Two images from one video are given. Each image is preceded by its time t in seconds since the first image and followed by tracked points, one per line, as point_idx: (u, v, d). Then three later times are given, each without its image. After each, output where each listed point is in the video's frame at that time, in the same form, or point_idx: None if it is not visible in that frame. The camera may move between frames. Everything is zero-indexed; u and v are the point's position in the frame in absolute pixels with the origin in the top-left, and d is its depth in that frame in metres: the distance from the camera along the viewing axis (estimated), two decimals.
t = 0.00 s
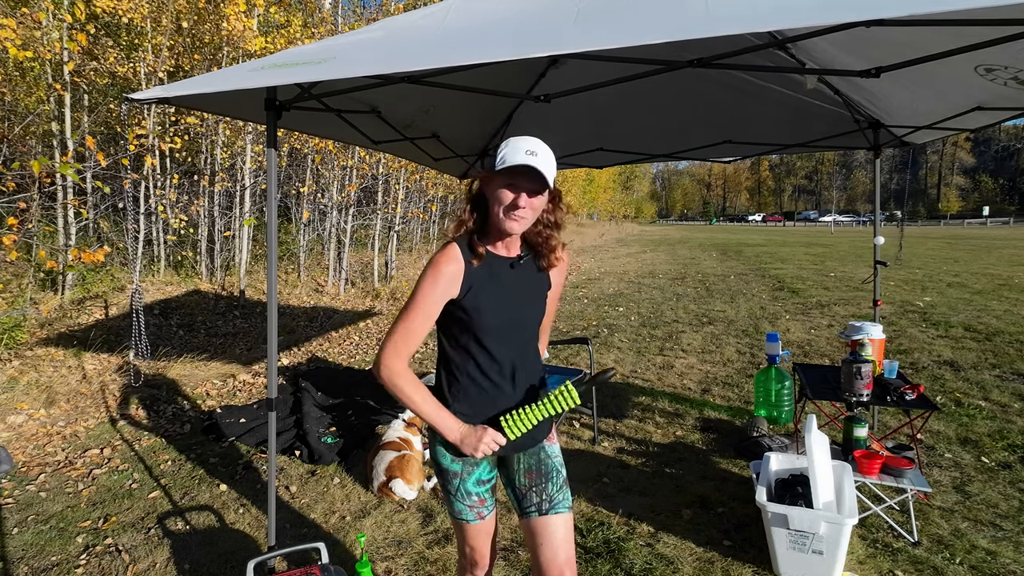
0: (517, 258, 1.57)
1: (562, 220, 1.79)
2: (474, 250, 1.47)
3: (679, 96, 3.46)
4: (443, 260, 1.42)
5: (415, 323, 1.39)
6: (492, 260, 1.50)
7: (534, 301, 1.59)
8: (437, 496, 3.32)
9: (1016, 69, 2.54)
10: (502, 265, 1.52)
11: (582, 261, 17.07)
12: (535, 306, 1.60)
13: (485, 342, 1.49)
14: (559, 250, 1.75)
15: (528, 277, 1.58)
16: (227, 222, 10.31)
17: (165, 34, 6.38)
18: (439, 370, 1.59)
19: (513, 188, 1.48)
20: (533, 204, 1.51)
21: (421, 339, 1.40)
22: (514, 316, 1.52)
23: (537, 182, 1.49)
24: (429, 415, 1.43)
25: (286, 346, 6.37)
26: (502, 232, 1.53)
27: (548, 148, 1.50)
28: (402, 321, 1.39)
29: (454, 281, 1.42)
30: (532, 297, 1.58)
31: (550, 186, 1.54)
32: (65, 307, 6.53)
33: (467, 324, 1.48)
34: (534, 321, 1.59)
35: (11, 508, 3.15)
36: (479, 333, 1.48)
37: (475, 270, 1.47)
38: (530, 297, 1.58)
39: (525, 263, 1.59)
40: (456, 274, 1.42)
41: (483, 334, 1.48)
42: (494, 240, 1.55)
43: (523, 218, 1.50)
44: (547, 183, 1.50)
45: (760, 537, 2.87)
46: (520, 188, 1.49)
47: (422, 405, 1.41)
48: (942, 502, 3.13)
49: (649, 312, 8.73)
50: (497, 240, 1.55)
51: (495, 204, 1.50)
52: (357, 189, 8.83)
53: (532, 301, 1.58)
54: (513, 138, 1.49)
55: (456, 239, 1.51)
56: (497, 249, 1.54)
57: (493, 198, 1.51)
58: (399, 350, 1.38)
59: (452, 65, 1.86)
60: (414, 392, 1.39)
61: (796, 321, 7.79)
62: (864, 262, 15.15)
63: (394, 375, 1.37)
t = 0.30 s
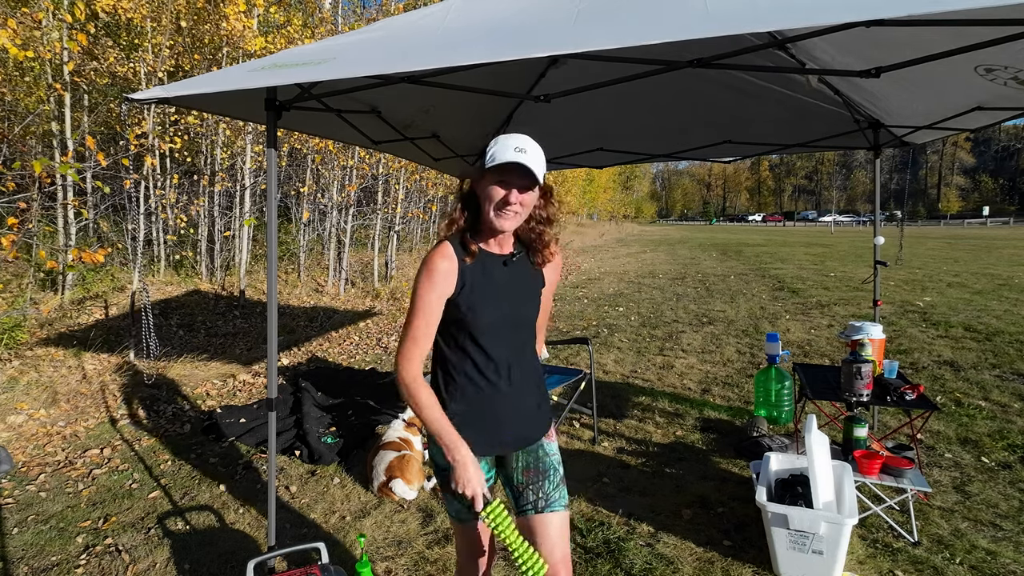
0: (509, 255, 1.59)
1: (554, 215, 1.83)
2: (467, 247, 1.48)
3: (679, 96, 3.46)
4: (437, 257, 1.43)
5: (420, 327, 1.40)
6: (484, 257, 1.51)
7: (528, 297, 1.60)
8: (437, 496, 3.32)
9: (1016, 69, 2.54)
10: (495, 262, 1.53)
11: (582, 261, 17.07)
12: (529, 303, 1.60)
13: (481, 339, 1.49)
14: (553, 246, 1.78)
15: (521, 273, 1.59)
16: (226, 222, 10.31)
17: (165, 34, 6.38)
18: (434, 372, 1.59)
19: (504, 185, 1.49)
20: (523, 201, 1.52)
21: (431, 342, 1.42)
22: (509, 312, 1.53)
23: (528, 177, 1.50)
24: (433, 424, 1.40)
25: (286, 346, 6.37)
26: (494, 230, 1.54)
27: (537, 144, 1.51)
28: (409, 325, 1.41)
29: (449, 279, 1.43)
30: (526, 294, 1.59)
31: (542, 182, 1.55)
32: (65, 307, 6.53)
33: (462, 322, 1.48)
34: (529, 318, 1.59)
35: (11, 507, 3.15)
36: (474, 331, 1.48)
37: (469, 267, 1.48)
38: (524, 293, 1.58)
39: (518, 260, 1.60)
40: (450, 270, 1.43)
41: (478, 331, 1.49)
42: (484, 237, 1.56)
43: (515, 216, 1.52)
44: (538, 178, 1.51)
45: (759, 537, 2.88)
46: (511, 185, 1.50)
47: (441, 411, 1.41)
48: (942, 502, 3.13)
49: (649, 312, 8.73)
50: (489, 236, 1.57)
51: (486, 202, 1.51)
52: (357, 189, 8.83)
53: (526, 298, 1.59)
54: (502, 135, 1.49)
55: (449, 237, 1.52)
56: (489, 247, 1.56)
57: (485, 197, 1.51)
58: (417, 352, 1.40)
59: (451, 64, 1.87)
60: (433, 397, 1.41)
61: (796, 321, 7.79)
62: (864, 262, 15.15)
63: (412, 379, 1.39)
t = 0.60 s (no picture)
0: (508, 249, 1.60)
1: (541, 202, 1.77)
2: (467, 246, 1.51)
3: (679, 96, 3.46)
4: (436, 256, 1.45)
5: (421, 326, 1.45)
6: (482, 253, 1.53)
7: (528, 293, 1.61)
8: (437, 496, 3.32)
9: (1016, 70, 2.54)
10: (494, 258, 1.54)
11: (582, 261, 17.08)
12: (529, 299, 1.61)
13: (484, 335, 1.50)
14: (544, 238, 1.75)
15: (520, 268, 1.60)
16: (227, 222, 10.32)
17: (165, 34, 6.38)
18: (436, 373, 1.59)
19: (513, 191, 1.51)
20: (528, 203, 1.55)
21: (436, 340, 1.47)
22: (510, 308, 1.54)
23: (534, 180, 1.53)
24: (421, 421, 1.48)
25: (286, 346, 6.37)
26: (497, 230, 1.55)
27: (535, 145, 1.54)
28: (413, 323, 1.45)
29: (450, 277, 1.46)
30: (526, 290, 1.60)
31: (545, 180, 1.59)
32: (65, 307, 6.53)
33: (464, 319, 1.49)
34: (530, 313, 1.60)
35: (11, 507, 3.15)
36: (477, 328, 1.49)
37: (469, 265, 1.50)
38: (524, 289, 1.59)
39: (516, 255, 1.61)
40: (449, 268, 1.46)
41: (481, 327, 1.49)
42: (481, 235, 1.57)
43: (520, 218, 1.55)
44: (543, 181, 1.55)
45: (760, 537, 2.87)
46: (519, 190, 1.52)
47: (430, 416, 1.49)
48: (942, 502, 3.13)
49: (649, 312, 8.73)
50: (488, 235, 1.57)
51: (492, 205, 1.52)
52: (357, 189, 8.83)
53: (526, 293, 1.59)
54: (503, 143, 1.49)
55: (448, 237, 1.53)
56: (486, 241, 1.57)
57: (489, 199, 1.52)
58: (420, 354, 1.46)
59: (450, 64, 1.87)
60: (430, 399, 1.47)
61: (796, 321, 7.79)
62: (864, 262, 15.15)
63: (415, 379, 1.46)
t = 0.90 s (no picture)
0: (514, 244, 1.60)
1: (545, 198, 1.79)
2: (476, 242, 1.51)
3: (679, 96, 3.45)
4: (444, 250, 1.46)
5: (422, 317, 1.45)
6: (491, 250, 1.53)
7: (535, 288, 1.61)
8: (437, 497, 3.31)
9: (1016, 69, 2.54)
10: (502, 252, 1.55)
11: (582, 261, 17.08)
12: (536, 293, 1.61)
13: (492, 329, 1.50)
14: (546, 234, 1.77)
15: (527, 262, 1.61)
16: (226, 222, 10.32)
17: (165, 34, 6.38)
18: (445, 366, 1.59)
19: (532, 186, 1.53)
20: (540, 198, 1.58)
21: (436, 333, 1.48)
22: (517, 303, 1.54)
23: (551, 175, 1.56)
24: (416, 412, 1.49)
25: (286, 346, 6.37)
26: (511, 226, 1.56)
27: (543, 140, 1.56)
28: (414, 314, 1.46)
29: (457, 271, 1.46)
30: (533, 285, 1.60)
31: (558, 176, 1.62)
32: (65, 308, 6.53)
33: (472, 312, 1.49)
34: (536, 307, 1.60)
35: (11, 507, 3.15)
36: (485, 322, 1.49)
37: (478, 261, 1.50)
38: (531, 284, 1.59)
39: (523, 249, 1.61)
40: (457, 263, 1.46)
41: (488, 321, 1.49)
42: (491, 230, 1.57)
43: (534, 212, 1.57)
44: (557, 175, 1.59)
45: (760, 537, 2.87)
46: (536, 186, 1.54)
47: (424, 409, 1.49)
48: (942, 502, 3.13)
49: (649, 312, 8.73)
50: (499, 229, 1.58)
51: (505, 200, 1.52)
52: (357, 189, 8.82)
53: (533, 288, 1.60)
54: (520, 144, 1.49)
55: (458, 233, 1.53)
56: (495, 236, 1.57)
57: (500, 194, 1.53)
58: (419, 346, 1.47)
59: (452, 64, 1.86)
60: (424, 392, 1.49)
61: (796, 321, 7.79)
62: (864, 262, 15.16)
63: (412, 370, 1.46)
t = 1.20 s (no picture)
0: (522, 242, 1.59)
1: (560, 198, 1.80)
2: (479, 239, 1.50)
3: (679, 96, 3.45)
4: (448, 247, 1.46)
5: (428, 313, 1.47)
6: (494, 247, 1.52)
7: (540, 286, 1.59)
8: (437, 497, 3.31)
9: (1016, 69, 2.54)
10: (507, 249, 1.54)
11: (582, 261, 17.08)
12: (541, 292, 1.59)
13: (493, 326, 1.50)
14: (559, 235, 1.76)
15: (533, 261, 1.59)
16: (226, 222, 10.32)
17: (165, 34, 6.38)
18: (450, 363, 1.61)
19: (515, 176, 1.49)
20: (534, 187, 1.52)
21: (438, 329, 1.49)
22: (520, 301, 1.53)
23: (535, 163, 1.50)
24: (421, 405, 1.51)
25: (286, 346, 6.37)
26: (507, 221, 1.55)
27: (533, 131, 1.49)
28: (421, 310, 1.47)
29: (459, 268, 1.46)
30: (539, 283, 1.58)
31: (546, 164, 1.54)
32: (65, 308, 6.53)
33: (475, 309, 1.50)
34: (542, 306, 1.59)
35: (11, 507, 3.15)
36: (487, 319, 1.50)
37: (481, 258, 1.50)
38: (537, 282, 1.58)
39: (530, 247, 1.60)
40: (459, 260, 1.46)
41: (491, 318, 1.50)
42: (496, 229, 1.58)
43: (527, 206, 1.52)
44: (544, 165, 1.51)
45: (760, 537, 2.87)
46: (519, 176, 1.49)
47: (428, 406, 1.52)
48: (942, 502, 3.13)
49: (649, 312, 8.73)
50: (503, 226, 1.58)
51: (497, 196, 1.52)
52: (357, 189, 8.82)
53: (539, 287, 1.58)
54: (500, 132, 1.48)
55: (463, 230, 1.54)
56: (501, 235, 1.58)
57: (491, 189, 1.53)
58: (424, 343, 1.48)
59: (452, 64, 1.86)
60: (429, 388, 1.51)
61: (796, 321, 7.79)
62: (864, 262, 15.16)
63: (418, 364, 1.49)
